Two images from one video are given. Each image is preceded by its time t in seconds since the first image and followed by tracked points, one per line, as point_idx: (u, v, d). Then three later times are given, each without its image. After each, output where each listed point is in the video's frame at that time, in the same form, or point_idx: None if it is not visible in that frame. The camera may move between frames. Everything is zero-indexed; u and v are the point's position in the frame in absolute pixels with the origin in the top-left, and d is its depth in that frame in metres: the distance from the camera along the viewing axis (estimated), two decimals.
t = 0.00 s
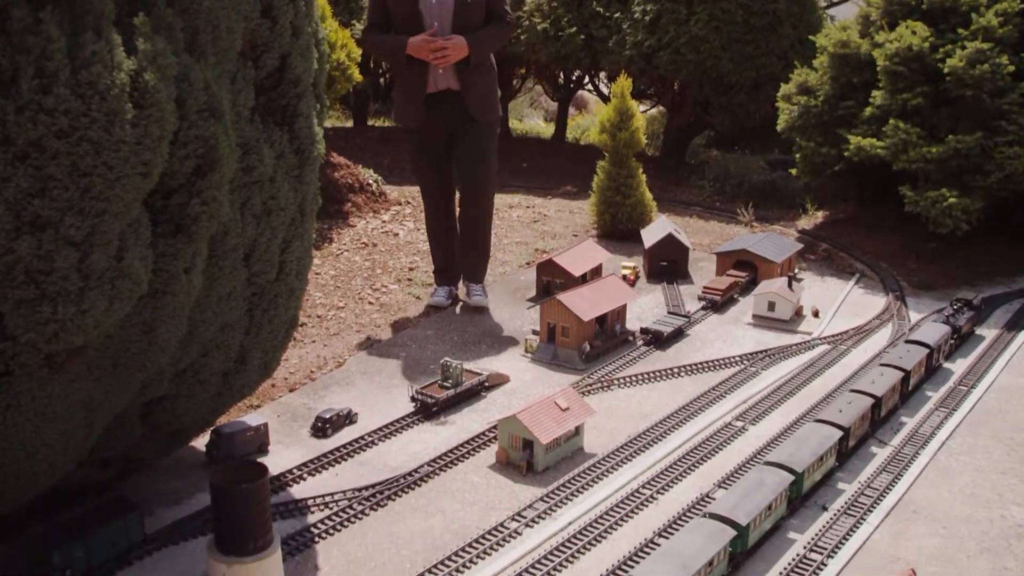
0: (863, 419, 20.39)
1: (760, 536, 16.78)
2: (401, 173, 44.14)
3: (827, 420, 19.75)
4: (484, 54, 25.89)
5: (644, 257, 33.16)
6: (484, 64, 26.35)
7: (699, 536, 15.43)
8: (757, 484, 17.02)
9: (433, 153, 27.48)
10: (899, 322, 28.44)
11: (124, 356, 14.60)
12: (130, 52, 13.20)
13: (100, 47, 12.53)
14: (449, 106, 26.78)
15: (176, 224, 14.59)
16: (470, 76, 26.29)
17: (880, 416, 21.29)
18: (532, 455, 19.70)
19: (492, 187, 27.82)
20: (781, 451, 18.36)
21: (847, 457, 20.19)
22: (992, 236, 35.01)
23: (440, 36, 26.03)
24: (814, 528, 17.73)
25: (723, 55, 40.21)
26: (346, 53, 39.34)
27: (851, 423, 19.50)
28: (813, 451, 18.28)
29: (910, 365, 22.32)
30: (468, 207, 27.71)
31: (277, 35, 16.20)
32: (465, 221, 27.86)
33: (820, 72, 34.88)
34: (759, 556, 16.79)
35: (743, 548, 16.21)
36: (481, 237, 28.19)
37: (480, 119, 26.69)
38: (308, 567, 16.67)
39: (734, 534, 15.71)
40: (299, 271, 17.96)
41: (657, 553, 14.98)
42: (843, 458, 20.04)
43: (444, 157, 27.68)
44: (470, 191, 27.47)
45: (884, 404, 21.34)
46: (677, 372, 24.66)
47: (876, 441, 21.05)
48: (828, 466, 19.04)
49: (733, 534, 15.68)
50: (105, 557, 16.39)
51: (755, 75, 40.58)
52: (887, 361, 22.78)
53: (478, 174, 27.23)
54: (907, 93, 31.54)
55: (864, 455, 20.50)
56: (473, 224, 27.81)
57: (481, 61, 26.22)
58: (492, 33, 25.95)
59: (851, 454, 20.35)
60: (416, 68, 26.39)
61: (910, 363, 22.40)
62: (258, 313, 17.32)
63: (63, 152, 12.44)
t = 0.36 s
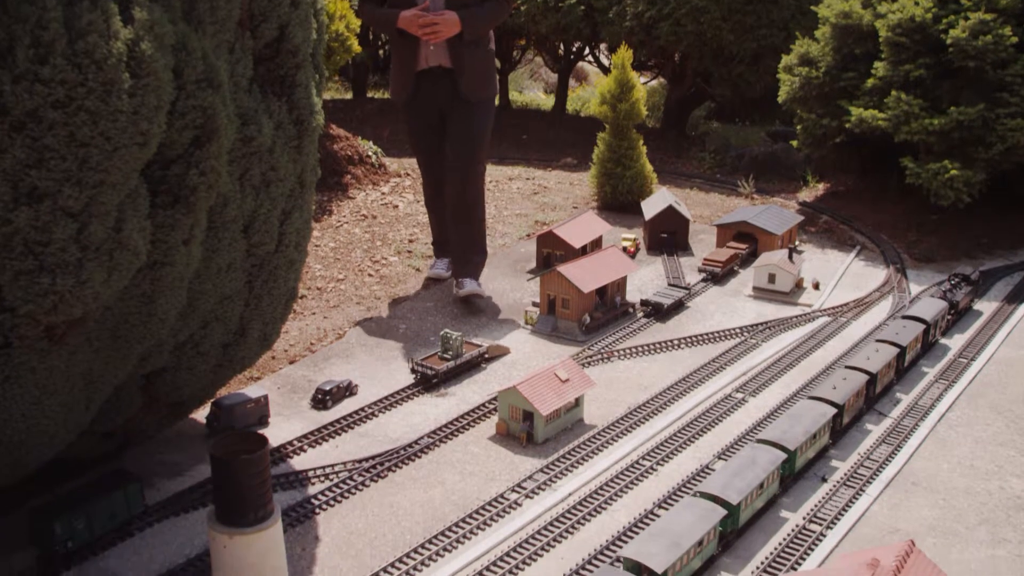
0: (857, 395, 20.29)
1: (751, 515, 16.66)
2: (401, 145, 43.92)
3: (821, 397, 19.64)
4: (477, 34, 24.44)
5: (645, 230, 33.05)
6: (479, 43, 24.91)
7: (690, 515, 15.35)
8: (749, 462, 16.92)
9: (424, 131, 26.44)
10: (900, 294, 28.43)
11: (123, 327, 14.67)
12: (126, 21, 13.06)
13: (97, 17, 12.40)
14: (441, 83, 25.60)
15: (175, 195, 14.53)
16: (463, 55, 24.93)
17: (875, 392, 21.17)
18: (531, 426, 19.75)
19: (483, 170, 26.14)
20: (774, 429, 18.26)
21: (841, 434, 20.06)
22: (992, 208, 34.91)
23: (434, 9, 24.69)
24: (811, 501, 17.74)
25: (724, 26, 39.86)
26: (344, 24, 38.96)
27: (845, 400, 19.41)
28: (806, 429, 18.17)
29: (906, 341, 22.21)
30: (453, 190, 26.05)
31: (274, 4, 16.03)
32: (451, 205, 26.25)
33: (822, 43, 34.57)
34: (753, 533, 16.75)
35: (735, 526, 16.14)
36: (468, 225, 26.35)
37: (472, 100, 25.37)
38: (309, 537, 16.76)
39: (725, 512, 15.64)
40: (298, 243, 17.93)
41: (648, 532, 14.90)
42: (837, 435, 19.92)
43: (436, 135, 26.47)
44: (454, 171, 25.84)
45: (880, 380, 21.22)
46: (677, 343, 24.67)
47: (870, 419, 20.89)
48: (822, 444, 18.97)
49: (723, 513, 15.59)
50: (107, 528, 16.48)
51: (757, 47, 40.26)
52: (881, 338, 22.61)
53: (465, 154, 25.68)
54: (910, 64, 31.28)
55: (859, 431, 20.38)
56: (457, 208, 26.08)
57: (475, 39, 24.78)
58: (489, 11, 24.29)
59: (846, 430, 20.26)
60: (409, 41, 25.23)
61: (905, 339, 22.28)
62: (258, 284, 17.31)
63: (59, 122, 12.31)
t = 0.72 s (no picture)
0: (850, 372, 20.09)
1: (739, 496, 16.45)
2: (400, 116, 43.65)
3: (813, 374, 19.41)
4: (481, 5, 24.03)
5: (645, 201, 32.94)
6: (483, 15, 24.48)
7: (679, 495, 15.25)
8: (738, 442, 16.73)
9: (423, 102, 25.98)
10: (901, 266, 28.37)
11: (123, 298, 14.64)
12: None
13: None
14: (442, 54, 25.15)
15: (173, 166, 14.45)
16: (466, 27, 24.50)
17: (868, 369, 20.94)
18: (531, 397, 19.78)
19: (485, 146, 25.66)
20: (764, 408, 18.07)
21: (834, 412, 19.83)
22: (994, 180, 34.76)
23: None
24: (811, 472, 17.81)
25: None
26: None
27: (837, 377, 19.20)
28: (797, 408, 17.95)
29: (901, 317, 21.92)
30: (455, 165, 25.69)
31: None
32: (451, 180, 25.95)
33: (824, 14, 34.24)
34: (742, 513, 16.58)
35: (723, 507, 15.97)
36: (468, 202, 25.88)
37: (473, 74, 24.88)
38: (310, 508, 16.81)
39: (713, 493, 15.49)
40: (297, 214, 17.87)
41: (631, 515, 14.80)
42: (829, 413, 19.69)
43: (436, 108, 25.99)
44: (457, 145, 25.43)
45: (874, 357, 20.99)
46: (677, 315, 24.63)
47: (863, 397, 20.63)
48: (813, 423, 18.76)
49: (711, 495, 15.41)
50: (109, 499, 16.52)
51: (758, 17, 39.88)
52: (875, 313, 22.30)
53: (467, 129, 25.20)
54: (912, 35, 31.00)
55: (852, 409, 20.14)
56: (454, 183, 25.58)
57: (479, 11, 24.35)
58: None
59: (839, 407, 20.08)
60: (412, 9, 24.79)
61: (900, 315, 22.01)
62: (258, 255, 17.28)
63: (56, 92, 12.19)
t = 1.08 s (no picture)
0: (843, 350, 19.76)
1: (725, 479, 16.16)
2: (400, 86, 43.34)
3: (805, 353, 19.10)
4: None
5: (646, 171, 32.79)
6: None
7: (661, 478, 14.98)
8: (726, 423, 16.49)
9: (428, 75, 24.76)
10: (902, 237, 28.27)
11: (123, 269, 14.60)
12: None
13: None
14: (451, 23, 24.35)
15: (170, 135, 14.36)
16: None
17: (861, 347, 20.60)
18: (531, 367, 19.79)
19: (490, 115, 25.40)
20: (754, 386, 17.80)
21: (825, 391, 19.52)
22: (995, 150, 34.60)
23: None
24: (812, 441, 17.87)
25: None
26: None
27: (829, 356, 18.91)
28: (788, 386, 17.67)
29: (895, 294, 21.53)
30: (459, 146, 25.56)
31: None
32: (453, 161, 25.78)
33: None
34: (727, 499, 16.24)
35: (710, 489, 15.72)
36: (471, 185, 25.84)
37: (485, 42, 24.38)
38: (310, 478, 16.85)
39: (699, 476, 15.24)
40: (296, 184, 17.79)
41: (614, 499, 14.54)
42: (820, 392, 19.38)
43: (439, 81, 24.97)
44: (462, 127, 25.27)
45: (867, 334, 20.66)
46: (677, 286, 24.58)
47: (856, 375, 20.30)
48: (803, 403, 18.42)
49: (696, 477, 15.17)
50: (109, 469, 16.57)
51: None
52: (870, 290, 21.94)
53: (477, 97, 24.99)
54: (915, 4, 30.69)
55: (844, 388, 19.82)
56: (459, 168, 25.30)
57: None
58: None
59: (830, 387, 19.70)
60: None
61: (894, 292, 21.64)
62: (257, 226, 17.23)
63: (54, 60, 12.06)
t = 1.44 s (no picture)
0: (833, 329, 19.35)
1: (705, 467, 15.76)
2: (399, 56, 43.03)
3: (794, 333, 18.69)
4: None
5: (646, 141, 32.62)
6: None
7: (640, 464, 14.62)
8: (711, 404, 16.15)
9: (430, 54, 23.76)
10: (903, 208, 28.16)
11: (121, 238, 14.54)
12: None
13: None
14: None
15: (168, 104, 14.25)
16: None
17: (852, 326, 20.19)
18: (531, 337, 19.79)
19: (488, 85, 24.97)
20: (740, 367, 17.45)
21: (814, 371, 19.11)
22: (997, 120, 34.42)
23: None
24: (812, 410, 17.92)
25: None
26: None
27: (819, 335, 18.52)
28: (776, 367, 17.33)
29: (887, 271, 21.10)
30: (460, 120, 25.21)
31: None
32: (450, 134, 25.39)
33: None
34: (725, 468, 16.28)
35: (693, 473, 15.40)
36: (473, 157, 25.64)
37: (487, 16, 23.67)
38: (311, 447, 16.89)
39: (680, 461, 14.88)
40: (295, 153, 17.67)
41: (591, 486, 14.16)
42: (809, 372, 18.98)
43: (439, 57, 24.13)
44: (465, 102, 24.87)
45: (858, 313, 20.25)
46: (677, 256, 24.50)
47: (846, 355, 19.89)
48: (791, 383, 18.04)
49: (678, 462, 14.81)
50: (109, 439, 16.60)
51: None
52: (862, 267, 21.52)
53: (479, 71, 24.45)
54: None
55: (832, 369, 19.40)
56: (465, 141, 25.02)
57: None
58: None
59: (819, 367, 19.34)
60: None
61: (887, 270, 21.22)
62: (254, 195, 17.15)
63: (49, 26, 11.93)
